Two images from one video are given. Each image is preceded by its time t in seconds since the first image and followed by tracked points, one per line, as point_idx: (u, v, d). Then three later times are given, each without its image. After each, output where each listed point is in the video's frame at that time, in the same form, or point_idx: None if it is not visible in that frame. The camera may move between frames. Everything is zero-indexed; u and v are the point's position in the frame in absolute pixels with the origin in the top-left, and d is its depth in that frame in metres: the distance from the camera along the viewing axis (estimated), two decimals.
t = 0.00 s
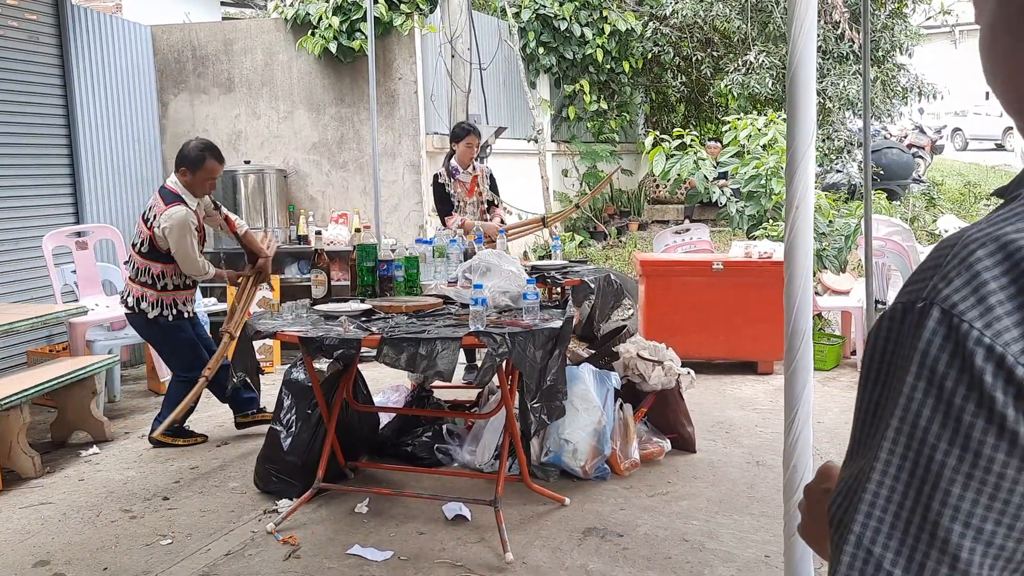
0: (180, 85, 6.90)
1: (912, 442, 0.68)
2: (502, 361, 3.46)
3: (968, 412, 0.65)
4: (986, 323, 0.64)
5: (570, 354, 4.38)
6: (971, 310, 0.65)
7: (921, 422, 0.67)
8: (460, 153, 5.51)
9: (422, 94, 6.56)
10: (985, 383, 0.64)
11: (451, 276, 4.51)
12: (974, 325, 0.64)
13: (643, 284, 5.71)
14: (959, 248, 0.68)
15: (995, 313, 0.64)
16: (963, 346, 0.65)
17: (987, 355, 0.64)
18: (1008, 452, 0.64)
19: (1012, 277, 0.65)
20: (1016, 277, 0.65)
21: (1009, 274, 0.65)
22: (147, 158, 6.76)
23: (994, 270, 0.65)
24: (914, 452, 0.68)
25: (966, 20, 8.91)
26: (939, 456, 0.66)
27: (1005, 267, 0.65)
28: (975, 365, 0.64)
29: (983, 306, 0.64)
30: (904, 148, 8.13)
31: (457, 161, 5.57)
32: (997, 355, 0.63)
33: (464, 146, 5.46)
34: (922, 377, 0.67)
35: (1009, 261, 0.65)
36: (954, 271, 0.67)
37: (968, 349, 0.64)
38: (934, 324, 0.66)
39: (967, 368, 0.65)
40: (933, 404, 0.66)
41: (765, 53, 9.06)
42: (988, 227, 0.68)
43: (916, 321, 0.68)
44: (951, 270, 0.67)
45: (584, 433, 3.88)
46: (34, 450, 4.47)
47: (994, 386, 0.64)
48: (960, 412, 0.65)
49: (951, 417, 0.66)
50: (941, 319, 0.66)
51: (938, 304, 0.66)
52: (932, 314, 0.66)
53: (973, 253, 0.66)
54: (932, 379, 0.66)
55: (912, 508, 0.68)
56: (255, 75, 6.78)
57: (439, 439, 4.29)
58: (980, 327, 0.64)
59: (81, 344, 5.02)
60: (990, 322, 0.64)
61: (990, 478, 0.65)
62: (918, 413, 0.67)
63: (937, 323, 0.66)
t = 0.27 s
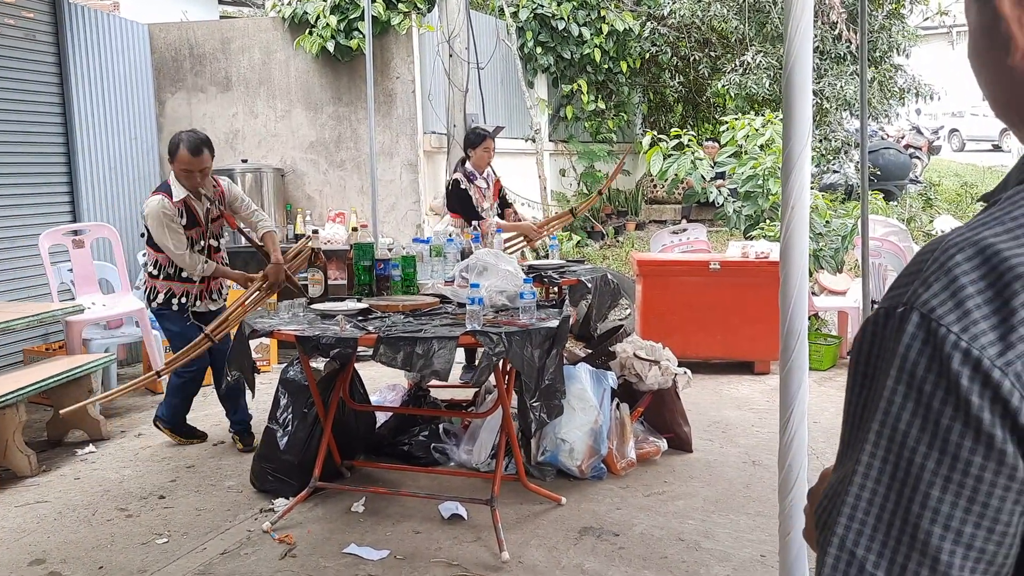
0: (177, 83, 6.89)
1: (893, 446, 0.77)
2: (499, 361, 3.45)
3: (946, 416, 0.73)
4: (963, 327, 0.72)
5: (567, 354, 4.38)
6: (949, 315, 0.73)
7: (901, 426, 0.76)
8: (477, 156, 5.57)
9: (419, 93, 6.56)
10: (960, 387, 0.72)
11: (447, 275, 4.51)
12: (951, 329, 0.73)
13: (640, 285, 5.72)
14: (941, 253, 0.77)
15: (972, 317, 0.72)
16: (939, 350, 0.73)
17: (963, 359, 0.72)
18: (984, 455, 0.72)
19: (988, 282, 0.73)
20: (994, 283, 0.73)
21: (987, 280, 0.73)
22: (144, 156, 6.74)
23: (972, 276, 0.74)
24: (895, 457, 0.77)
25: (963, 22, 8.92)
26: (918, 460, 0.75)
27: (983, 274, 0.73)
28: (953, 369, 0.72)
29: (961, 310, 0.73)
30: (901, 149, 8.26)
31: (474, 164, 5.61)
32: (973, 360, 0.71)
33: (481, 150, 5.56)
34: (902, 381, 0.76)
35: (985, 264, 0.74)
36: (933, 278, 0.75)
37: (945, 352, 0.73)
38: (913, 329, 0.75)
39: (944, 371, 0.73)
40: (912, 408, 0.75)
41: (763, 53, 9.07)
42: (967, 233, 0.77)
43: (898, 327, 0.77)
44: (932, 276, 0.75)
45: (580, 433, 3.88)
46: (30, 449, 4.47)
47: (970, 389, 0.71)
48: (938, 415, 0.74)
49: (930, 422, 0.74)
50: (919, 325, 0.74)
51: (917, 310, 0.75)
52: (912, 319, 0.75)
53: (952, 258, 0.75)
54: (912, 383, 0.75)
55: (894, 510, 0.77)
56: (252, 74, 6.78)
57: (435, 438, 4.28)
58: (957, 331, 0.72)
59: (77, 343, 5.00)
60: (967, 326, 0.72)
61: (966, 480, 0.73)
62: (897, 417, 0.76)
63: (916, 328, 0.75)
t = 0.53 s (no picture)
0: (173, 83, 6.87)
1: (880, 449, 0.77)
2: (495, 361, 3.45)
3: (930, 416, 0.74)
4: (944, 328, 0.73)
5: (563, 354, 4.38)
6: (929, 316, 0.73)
7: (887, 428, 0.76)
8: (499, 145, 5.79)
9: (415, 93, 6.56)
10: (943, 387, 0.72)
11: (443, 275, 4.51)
12: (933, 330, 0.73)
13: (636, 285, 5.72)
14: (921, 256, 0.77)
15: (953, 317, 0.73)
16: (923, 351, 0.73)
17: (946, 359, 0.72)
18: (970, 454, 0.72)
19: (968, 284, 0.74)
20: (973, 284, 0.74)
21: (966, 281, 0.74)
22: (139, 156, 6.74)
23: (952, 278, 0.74)
24: (882, 459, 0.77)
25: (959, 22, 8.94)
26: (905, 461, 0.75)
27: (963, 276, 0.74)
28: (935, 370, 0.72)
29: (942, 311, 0.73)
30: (896, 149, 8.18)
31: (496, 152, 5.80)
32: (953, 360, 0.72)
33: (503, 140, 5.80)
34: (886, 384, 0.76)
35: (965, 266, 0.74)
36: (915, 281, 0.76)
37: (928, 354, 0.73)
38: (896, 331, 0.75)
39: (927, 372, 0.73)
40: (897, 410, 0.75)
41: (758, 53, 9.11)
42: (948, 237, 0.77)
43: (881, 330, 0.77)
44: (913, 278, 0.76)
45: (576, 433, 3.88)
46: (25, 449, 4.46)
47: (953, 390, 0.72)
48: (923, 416, 0.74)
49: (916, 423, 0.74)
50: (902, 327, 0.75)
51: (899, 313, 0.75)
52: (894, 322, 0.75)
53: (933, 261, 0.76)
54: (896, 386, 0.75)
55: (882, 513, 0.77)
56: (248, 74, 6.77)
57: (431, 438, 4.28)
58: (939, 331, 0.73)
59: (72, 343, 4.99)
60: (948, 327, 0.73)
61: (953, 480, 0.73)
62: (884, 419, 0.76)
63: (900, 330, 0.75)
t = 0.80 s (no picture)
0: (169, 83, 6.87)
1: (868, 446, 0.79)
2: (491, 361, 3.45)
3: (918, 415, 0.76)
4: (933, 328, 0.75)
5: (560, 354, 4.38)
6: (918, 316, 0.75)
7: (876, 426, 0.78)
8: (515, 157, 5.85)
9: (412, 93, 6.55)
10: (931, 386, 0.74)
11: (440, 275, 4.51)
12: (922, 329, 0.75)
13: (632, 285, 5.72)
14: (912, 256, 0.79)
15: (941, 317, 0.75)
16: (911, 350, 0.75)
17: (933, 358, 0.74)
18: (956, 453, 0.74)
19: (958, 284, 0.76)
20: (962, 284, 0.75)
21: (955, 282, 0.76)
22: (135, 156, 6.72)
23: (943, 279, 0.76)
24: (870, 456, 0.79)
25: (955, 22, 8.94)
26: (892, 459, 0.77)
27: (952, 277, 0.76)
28: (923, 369, 0.74)
29: (931, 311, 0.75)
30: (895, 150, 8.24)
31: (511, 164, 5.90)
32: (941, 358, 0.74)
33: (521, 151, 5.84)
34: (875, 383, 0.78)
35: (954, 267, 0.76)
36: (905, 281, 0.77)
37: (916, 352, 0.75)
38: (885, 331, 0.77)
39: (915, 371, 0.75)
40: (885, 409, 0.78)
41: (755, 53, 9.13)
42: (938, 238, 0.79)
43: (871, 329, 0.79)
44: (903, 278, 0.78)
45: (573, 433, 3.87)
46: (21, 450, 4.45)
47: (940, 388, 0.74)
48: (910, 415, 0.76)
49: (903, 421, 0.76)
50: (892, 326, 0.77)
51: (889, 313, 0.77)
52: (884, 320, 0.77)
53: (923, 261, 0.77)
54: (885, 384, 0.77)
55: (869, 510, 0.79)
56: (244, 74, 6.76)
57: (428, 438, 4.28)
58: (927, 331, 0.75)
59: (68, 343, 5.01)
60: (936, 327, 0.75)
61: (939, 478, 0.75)
62: (873, 417, 0.79)
63: (889, 330, 0.77)
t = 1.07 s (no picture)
0: (168, 83, 6.87)
1: (867, 444, 0.79)
2: (490, 361, 3.45)
3: (916, 412, 0.76)
4: (931, 326, 0.75)
5: (559, 354, 4.38)
6: (917, 314, 0.75)
7: (874, 424, 0.79)
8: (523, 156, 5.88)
9: (411, 93, 6.55)
10: (929, 383, 0.74)
11: (439, 275, 4.51)
12: (920, 328, 0.75)
13: (631, 285, 5.72)
14: (910, 255, 0.79)
15: (939, 315, 0.75)
16: (909, 348, 0.75)
17: (931, 356, 0.74)
18: (954, 449, 0.74)
19: (955, 283, 0.76)
20: (960, 283, 0.76)
21: (953, 280, 0.76)
22: (134, 156, 6.72)
23: (941, 277, 0.76)
24: (870, 454, 0.79)
25: (954, 22, 8.95)
26: (891, 456, 0.78)
27: (950, 276, 0.76)
28: (920, 366, 0.75)
29: (928, 309, 0.75)
30: (891, 148, 8.12)
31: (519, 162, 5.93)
32: (938, 356, 0.74)
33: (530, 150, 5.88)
34: (874, 380, 0.78)
35: (952, 266, 0.76)
36: (904, 280, 0.78)
37: (914, 350, 0.75)
38: (884, 329, 0.77)
39: (914, 369, 0.75)
40: (885, 406, 0.78)
41: (754, 53, 9.13)
42: (937, 236, 0.79)
43: (870, 327, 0.79)
44: (902, 278, 0.78)
45: (573, 433, 3.88)
46: (20, 451, 4.45)
47: (938, 386, 0.74)
48: (909, 412, 0.76)
49: (901, 418, 0.77)
50: (890, 324, 0.77)
51: (888, 311, 0.77)
52: (883, 319, 0.77)
53: (922, 260, 0.77)
54: (884, 382, 0.78)
55: (869, 507, 0.79)
56: (243, 74, 6.76)
57: (427, 439, 4.28)
58: (926, 329, 0.75)
59: (67, 343, 5.03)
60: (934, 324, 0.75)
61: (938, 475, 0.75)
62: (871, 414, 0.79)
63: (888, 327, 0.77)
